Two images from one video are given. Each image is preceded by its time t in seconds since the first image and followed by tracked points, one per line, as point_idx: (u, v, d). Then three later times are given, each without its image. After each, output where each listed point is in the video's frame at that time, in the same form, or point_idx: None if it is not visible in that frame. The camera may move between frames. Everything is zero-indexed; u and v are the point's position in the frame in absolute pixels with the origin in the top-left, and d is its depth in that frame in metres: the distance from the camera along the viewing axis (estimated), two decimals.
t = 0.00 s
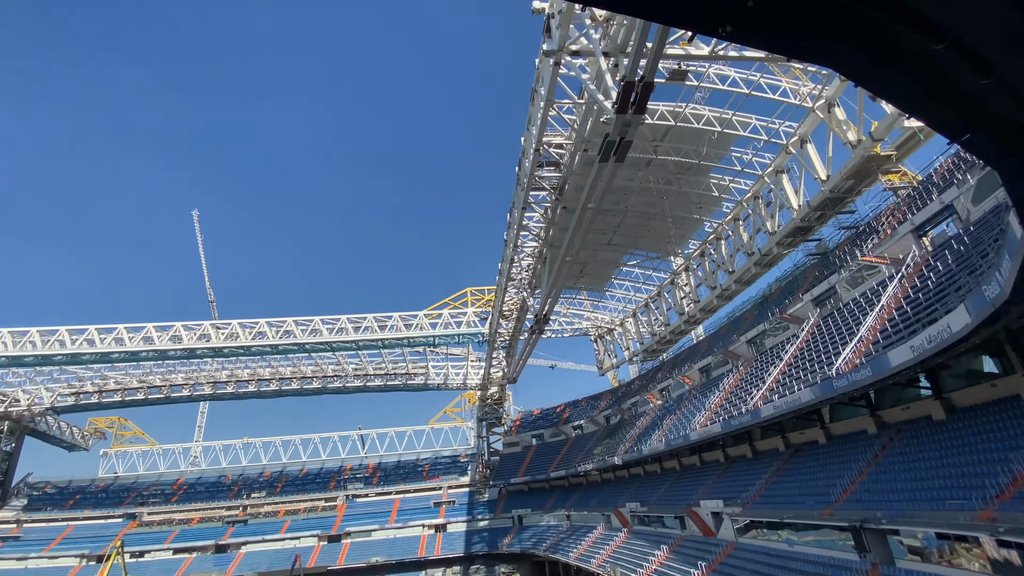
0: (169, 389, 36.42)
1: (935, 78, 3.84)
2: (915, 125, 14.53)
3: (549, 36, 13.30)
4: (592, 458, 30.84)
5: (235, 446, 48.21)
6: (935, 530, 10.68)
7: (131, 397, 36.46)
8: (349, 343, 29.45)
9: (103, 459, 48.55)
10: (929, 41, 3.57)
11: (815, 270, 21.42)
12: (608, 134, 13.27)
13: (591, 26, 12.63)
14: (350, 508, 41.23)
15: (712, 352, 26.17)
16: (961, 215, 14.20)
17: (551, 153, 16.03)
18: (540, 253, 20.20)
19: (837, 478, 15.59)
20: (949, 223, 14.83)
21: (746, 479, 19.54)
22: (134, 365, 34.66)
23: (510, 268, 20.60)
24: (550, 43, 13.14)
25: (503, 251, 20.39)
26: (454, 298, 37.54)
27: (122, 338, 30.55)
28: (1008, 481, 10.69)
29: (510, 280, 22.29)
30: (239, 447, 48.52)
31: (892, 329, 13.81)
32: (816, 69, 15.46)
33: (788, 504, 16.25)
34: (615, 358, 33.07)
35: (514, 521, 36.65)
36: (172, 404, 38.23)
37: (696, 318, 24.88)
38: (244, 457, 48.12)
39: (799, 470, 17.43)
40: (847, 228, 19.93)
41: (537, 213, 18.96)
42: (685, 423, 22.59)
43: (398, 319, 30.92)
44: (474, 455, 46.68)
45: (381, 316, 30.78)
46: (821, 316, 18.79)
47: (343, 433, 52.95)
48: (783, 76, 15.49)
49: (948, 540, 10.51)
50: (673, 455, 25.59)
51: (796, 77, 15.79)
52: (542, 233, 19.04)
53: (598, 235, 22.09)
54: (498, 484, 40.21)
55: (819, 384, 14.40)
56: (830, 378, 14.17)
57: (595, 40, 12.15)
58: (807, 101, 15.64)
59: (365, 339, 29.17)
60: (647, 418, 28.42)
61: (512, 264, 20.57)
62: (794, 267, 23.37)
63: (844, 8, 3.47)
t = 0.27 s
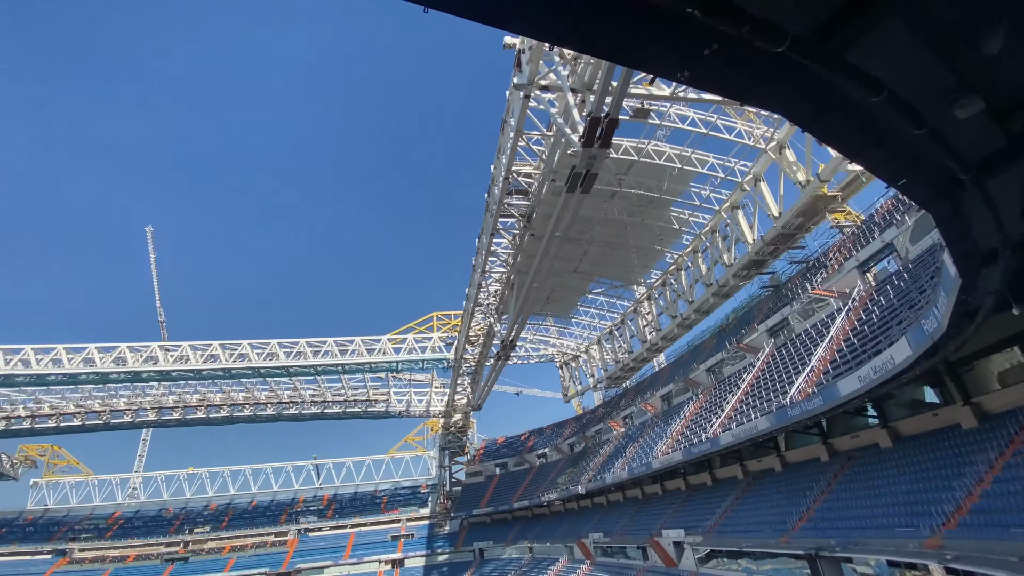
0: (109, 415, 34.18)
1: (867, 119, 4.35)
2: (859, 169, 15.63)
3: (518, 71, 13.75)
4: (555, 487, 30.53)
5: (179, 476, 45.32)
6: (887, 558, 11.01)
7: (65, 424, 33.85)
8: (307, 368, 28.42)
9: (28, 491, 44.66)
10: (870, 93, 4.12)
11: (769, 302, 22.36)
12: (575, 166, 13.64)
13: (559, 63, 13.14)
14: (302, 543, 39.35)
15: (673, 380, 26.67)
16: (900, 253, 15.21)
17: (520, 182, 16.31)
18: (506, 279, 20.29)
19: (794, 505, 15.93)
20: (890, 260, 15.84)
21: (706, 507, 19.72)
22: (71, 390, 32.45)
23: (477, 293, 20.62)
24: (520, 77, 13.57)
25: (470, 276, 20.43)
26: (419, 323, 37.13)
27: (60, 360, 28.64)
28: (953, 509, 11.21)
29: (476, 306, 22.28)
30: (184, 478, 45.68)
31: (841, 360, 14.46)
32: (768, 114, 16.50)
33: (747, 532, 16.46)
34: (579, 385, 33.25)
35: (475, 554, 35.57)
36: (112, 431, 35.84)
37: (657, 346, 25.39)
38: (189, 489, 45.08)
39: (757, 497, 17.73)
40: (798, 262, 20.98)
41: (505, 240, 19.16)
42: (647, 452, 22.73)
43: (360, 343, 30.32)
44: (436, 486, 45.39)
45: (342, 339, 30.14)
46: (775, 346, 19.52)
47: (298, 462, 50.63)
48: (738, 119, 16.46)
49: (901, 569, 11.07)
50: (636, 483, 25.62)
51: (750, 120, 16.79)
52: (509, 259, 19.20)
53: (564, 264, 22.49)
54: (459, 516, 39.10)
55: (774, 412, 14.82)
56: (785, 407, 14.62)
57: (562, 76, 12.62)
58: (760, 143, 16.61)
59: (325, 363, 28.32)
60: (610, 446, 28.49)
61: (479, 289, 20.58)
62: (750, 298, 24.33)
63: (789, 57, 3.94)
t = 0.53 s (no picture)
0: (67, 425, 32.65)
1: (831, 139, 4.58)
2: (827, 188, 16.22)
3: (501, 83, 13.89)
4: (530, 499, 30.38)
5: (140, 489, 43.49)
6: (854, 569, 11.26)
7: (17, 434, 32.25)
8: (279, 377, 27.71)
9: None
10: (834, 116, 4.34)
11: (741, 315, 22.90)
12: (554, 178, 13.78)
13: (541, 77, 13.32)
14: (268, 558, 38.33)
15: (648, 391, 26.96)
16: (865, 270, 15.81)
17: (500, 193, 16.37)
18: (485, 288, 20.28)
19: (764, 516, 16.19)
20: (855, 277, 16.43)
21: (679, 518, 19.88)
22: (26, 398, 30.94)
23: (455, 303, 20.56)
24: (502, 89, 13.71)
25: (449, 285, 20.36)
26: (396, 332, 36.74)
27: (15, 366, 27.35)
28: (916, 520, 11.54)
29: (454, 315, 22.19)
30: (145, 491, 43.85)
31: (809, 372, 14.87)
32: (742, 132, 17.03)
33: (719, 543, 16.62)
34: (556, 396, 33.30)
35: (448, 568, 34.99)
36: (68, 442, 34.20)
37: (633, 358, 25.67)
38: (150, 502, 43.17)
39: (729, 508, 17.94)
40: (769, 277, 21.57)
41: (484, 249, 19.19)
42: (622, 463, 22.85)
43: (334, 351, 29.83)
44: (409, 498, 44.63)
45: (317, 348, 29.61)
46: (747, 358, 19.96)
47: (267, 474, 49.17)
48: (713, 137, 16.95)
49: None
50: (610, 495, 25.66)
51: (724, 139, 17.31)
52: (488, 269, 19.20)
53: (542, 274, 22.61)
54: (433, 529, 38.45)
55: (746, 423, 15.09)
56: (756, 418, 14.91)
57: (543, 90, 12.80)
58: (734, 161, 17.10)
59: (298, 372, 27.68)
60: (585, 457, 28.55)
61: (457, 298, 20.51)
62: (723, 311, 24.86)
63: (758, 78, 4.12)
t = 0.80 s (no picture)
0: (49, 429, 32.01)
1: (819, 147, 4.65)
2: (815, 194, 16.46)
3: (494, 87, 13.94)
4: (521, 502, 30.33)
5: (124, 494, 42.73)
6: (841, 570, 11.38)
7: None
8: (268, 380, 27.41)
9: None
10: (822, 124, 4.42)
11: (731, 319, 23.11)
12: (546, 182, 13.83)
13: (534, 81, 13.39)
14: (256, 563, 37.74)
15: (638, 395, 27.07)
16: (852, 275, 16.04)
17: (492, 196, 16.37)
18: (476, 291, 20.25)
19: (753, 519, 16.31)
20: (843, 281, 16.66)
21: (669, 521, 19.95)
22: (7, 401, 30.27)
23: (447, 305, 20.52)
24: (495, 93, 13.76)
25: (441, 288, 20.34)
26: (387, 335, 36.57)
27: None
28: (901, 522, 11.68)
29: (446, 318, 22.15)
30: (129, 496, 43.09)
31: (798, 376, 15.03)
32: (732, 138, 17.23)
33: (708, 546, 16.71)
34: (547, 399, 33.32)
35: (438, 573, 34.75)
36: (51, 446, 33.54)
37: (624, 361, 25.78)
38: (134, 507, 42.39)
39: (719, 511, 18.04)
40: (758, 281, 21.78)
41: (476, 252, 19.20)
42: (613, 466, 22.90)
43: (325, 354, 29.61)
44: (399, 502, 44.31)
45: (306, 350, 29.37)
46: (736, 361, 20.13)
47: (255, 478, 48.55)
48: (703, 142, 17.12)
49: None
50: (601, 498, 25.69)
51: (714, 144, 17.50)
52: (480, 272, 19.20)
53: (534, 277, 22.65)
54: (423, 534, 38.18)
55: (736, 427, 15.21)
56: (745, 421, 15.03)
57: (536, 94, 12.86)
58: (724, 166, 17.28)
59: (287, 375, 27.39)
60: (576, 461, 28.57)
61: (448, 301, 20.47)
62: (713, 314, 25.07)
63: (747, 86, 4.20)
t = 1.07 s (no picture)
0: (53, 429, 32.12)
1: (821, 143, 4.63)
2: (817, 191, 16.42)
3: (494, 85, 13.92)
4: (524, 501, 30.38)
5: (128, 494, 42.85)
6: (844, 568, 11.37)
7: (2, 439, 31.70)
8: (271, 380, 27.44)
9: None
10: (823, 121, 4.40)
11: (733, 317, 23.07)
12: (547, 180, 13.80)
13: (534, 79, 13.36)
14: (259, 563, 37.81)
15: (641, 393, 27.06)
16: (854, 272, 15.98)
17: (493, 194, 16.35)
18: (478, 290, 20.24)
19: (756, 516, 16.30)
20: (845, 278, 16.62)
21: (672, 519, 19.96)
22: (11, 402, 30.35)
23: (448, 304, 20.53)
24: (496, 91, 13.75)
25: (442, 287, 20.34)
26: (389, 334, 36.59)
27: None
28: (905, 519, 11.65)
29: (448, 317, 22.16)
30: (133, 496, 43.21)
31: (800, 373, 15.01)
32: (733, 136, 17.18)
33: (711, 544, 16.69)
34: (549, 398, 33.32)
35: (441, 571, 34.81)
36: (55, 446, 33.68)
37: (626, 359, 25.76)
38: (138, 507, 42.53)
39: (722, 509, 18.03)
40: (760, 279, 21.73)
41: (478, 251, 19.19)
42: (615, 464, 22.90)
43: (327, 354, 29.64)
44: (402, 501, 44.37)
45: (308, 350, 29.40)
46: (738, 359, 20.10)
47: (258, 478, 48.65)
48: (705, 140, 17.09)
49: None
50: (604, 497, 25.69)
51: (716, 141, 17.46)
52: (482, 271, 19.19)
53: (536, 276, 22.64)
54: (426, 533, 38.24)
55: (738, 424, 15.19)
56: (747, 419, 15.00)
57: (536, 92, 12.83)
58: (726, 163, 17.23)
59: (290, 374, 27.42)
60: (579, 459, 28.60)
61: (450, 300, 20.47)
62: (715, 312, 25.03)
63: (749, 83, 4.18)
